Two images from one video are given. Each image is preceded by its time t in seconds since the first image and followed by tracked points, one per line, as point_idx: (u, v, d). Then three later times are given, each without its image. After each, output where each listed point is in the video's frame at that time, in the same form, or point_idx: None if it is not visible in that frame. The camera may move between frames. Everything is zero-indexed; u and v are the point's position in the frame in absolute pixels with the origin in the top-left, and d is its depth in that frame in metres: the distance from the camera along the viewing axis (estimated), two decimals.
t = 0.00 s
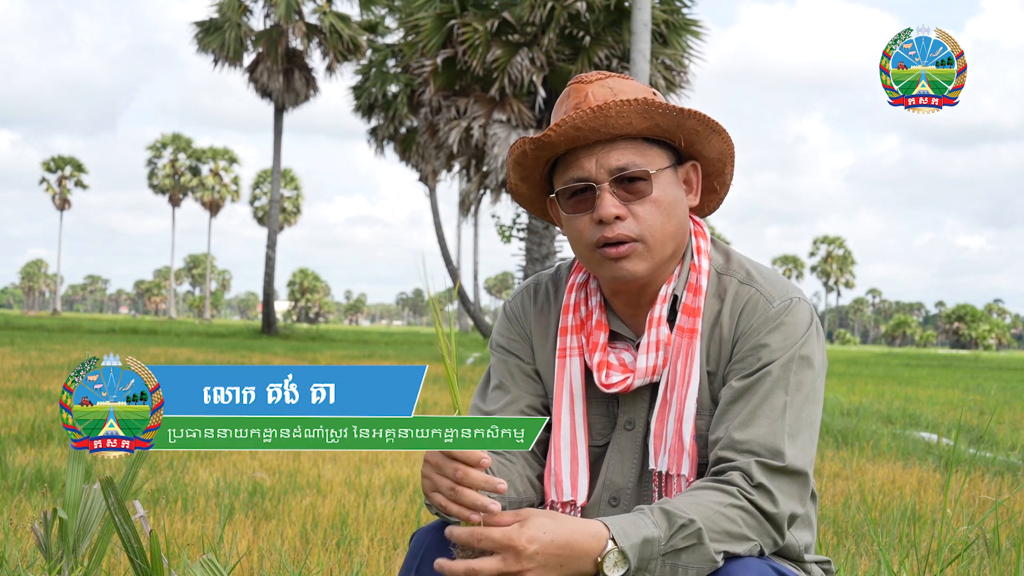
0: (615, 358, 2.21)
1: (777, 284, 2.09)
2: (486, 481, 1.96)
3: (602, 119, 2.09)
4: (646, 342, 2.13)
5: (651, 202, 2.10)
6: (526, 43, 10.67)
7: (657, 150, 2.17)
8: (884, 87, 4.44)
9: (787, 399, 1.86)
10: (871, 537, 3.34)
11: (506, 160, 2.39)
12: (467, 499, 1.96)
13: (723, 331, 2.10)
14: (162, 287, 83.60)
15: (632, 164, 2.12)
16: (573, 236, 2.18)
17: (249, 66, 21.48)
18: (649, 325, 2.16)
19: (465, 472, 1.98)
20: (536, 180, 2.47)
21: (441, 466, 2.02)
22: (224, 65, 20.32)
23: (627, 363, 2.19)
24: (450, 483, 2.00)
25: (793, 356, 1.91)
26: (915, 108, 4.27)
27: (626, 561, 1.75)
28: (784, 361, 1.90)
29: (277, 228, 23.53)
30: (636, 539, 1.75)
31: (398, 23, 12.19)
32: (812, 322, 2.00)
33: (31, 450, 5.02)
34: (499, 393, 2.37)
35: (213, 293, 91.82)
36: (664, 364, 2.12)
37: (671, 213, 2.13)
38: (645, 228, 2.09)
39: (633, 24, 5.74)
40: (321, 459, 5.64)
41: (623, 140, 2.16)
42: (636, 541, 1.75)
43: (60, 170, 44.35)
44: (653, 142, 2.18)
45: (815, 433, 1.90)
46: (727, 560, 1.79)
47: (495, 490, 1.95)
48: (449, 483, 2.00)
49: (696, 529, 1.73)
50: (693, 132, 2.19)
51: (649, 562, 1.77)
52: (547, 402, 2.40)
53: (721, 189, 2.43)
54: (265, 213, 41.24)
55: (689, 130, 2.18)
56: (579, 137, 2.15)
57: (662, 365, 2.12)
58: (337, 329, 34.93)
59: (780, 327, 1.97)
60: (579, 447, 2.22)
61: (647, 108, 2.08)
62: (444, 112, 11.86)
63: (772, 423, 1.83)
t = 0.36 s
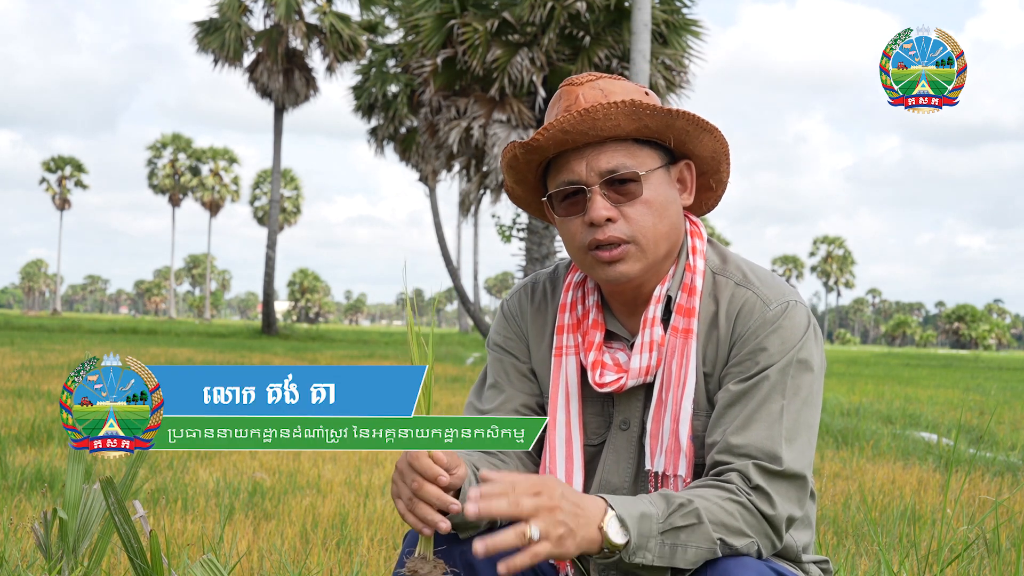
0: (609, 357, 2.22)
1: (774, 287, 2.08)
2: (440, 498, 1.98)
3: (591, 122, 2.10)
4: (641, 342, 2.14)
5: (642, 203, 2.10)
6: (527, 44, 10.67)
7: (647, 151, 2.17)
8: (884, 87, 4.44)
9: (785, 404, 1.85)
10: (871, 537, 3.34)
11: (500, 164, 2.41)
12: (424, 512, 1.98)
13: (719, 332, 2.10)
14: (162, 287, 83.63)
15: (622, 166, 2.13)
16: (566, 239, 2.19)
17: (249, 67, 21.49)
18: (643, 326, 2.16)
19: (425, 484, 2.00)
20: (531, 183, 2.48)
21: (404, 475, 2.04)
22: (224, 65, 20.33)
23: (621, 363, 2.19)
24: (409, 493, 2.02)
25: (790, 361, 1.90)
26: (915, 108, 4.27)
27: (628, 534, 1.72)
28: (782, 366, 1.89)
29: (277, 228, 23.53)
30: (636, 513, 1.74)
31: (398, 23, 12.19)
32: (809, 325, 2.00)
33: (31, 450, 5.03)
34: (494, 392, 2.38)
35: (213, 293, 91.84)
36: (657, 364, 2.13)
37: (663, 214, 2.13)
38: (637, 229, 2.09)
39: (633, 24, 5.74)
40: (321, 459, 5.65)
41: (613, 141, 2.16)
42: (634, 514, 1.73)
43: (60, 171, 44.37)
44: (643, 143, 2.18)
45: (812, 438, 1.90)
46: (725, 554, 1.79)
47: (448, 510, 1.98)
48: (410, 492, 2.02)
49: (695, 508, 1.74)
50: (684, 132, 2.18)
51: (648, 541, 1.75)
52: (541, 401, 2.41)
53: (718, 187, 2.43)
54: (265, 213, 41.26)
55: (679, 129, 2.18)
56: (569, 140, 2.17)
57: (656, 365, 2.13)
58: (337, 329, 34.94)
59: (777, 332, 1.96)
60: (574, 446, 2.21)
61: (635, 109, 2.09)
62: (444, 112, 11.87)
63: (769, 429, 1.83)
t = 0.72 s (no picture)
0: (605, 355, 2.22)
1: (773, 291, 2.08)
2: (447, 504, 1.97)
3: (571, 127, 2.10)
4: (637, 342, 2.13)
5: (629, 205, 2.09)
6: (526, 43, 10.67)
7: (633, 153, 2.15)
8: (884, 87, 4.44)
9: (789, 403, 1.86)
10: (871, 537, 3.34)
11: (493, 168, 2.44)
12: (433, 521, 1.99)
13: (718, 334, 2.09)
14: (162, 287, 83.63)
15: (607, 170, 2.12)
16: (558, 242, 2.20)
17: (249, 67, 21.49)
18: (639, 326, 2.15)
19: (430, 494, 1.99)
20: (526, 185, 2.50)
21: (408, 487, 2.03)
22: (224, 65, 20.33)
23: (617, 361, 2.19)
24: (415, 505, 2.02)
25: (791, 361, 1.91)
26: (915, 108, 4.28)
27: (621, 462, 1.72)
28: (784, 366, 1.90)
29: (277, 229, 23.52)
30: (634, 448, 1.75)
31: (397, 23, 12.19)
32: (809, 327, 2.00)
33: (31, 450, 5.03)
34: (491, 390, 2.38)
35: (213, 293, 91.84)
36: (654, 363, 2.13)
37: (651, 215, 2.12)
38: (624, 232, 2.09)
39: (633, 24, 5.74)
40: (321, 459, 5.65)
41: (598, 144, 2.15)
42: (629, 446, 1.75)
43: (60, 171, 44.41)
44: (629, 145, 2.17)
45: (816, 437, 1.90)
46: (715, 523, 1.78)
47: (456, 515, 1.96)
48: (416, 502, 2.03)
49: (695, 460, 1.75)
50: (669, 132, 2.15)
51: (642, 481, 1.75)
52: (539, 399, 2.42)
53: (714, 183, 2.40)
54: (266, 213, 41.26)
55: (664, 130, 2.15)
56: (552, 145, 2.18)
57: (653, 365, 2.13)
58: (337, 329, 34.94)
59: (778, 333, 1.97)
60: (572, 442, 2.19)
61: (616, 113, 2.07)
62: (444, 112, 11.87)
63: (771, 423, 1.83)
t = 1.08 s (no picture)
0: (594, 346, 2.21)
1: (756, 263, 2.11)
2: (453, 484, 2.01)
3: (526, 124, 2.15)
4: (624, 330, 2.14)
5: (591, 197, 2.10)
6: (526, 43, 10.66)
7: (593, 147, 2.16)
8: (884, 87, 4.44)
9: (790, 347, 1.86)
10: (871, 537, 3.34)
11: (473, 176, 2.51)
12: (444, 504, 2.02)
13: (708, 312, 2.10)
14: (162, 287, 83.61)
15: (567, 164, 2.14)
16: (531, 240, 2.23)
17: (249, 66, 21.48)
18: (625, 314, 2.16)
19: (434, 478, 2.02)
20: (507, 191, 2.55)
21: (410, 477, 2.04)
22: (224, 65, 20.32)
23: (606, 351, 2.19)
24: (421, 492, 2.03)
25: (783, 315, 1.93)
26: (915, 108, 4.28)
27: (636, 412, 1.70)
28: (777, 318, 1.92)
29: (277, 229, 23.51)
30: (647, 397, 1.72)
31: (397, 23, 12.19)
32: (796, 292, 2.03)
33: (31, 450, 5.02)
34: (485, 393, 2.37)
35: (212, 293, 91.83)
36: (642, 349, 2.13)
37: (616, 205, 2.12)
38: (588, 224, 2.10)
39: (633, 24, 5.74)
40: (321, 459, 5.65)
41: (557, 140, 2.18)
42: (645, 398, 1.72)
43: (60, 171, 44.44)
44: (588, 139, 2.18)
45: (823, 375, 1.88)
46: (747, 458, 1.68)
47: (463, 492, 2.02)
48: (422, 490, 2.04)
49: (709, 393, 1.71)
50: (624, 123, 2.15)
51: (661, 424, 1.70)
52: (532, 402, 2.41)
53: (690, 173, 2.37)
54: (265, 213, 41.27)
55: (618, 121, 2.14)
56: (513, 145, 2.23)
57: (641, 351, 2.13)
58: (337, 329, 34.94)
59: (767, 294, 1.99)
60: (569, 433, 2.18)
61: (568, 106, 2.10)
62: (444, 113, 11.87)
63: (771, 363, 1.83)
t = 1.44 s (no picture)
0: (586, 343, 2.21)
1: (743, 256, 2.11)
2: (446, 481, 2.00)
3: (507, 125, 2.16)
4: (615, 325, 2.13)
5: (575, 193, 2.11)
6: (526, 43, 10.66)
7: (575, 144, 2.17)
8: (884, 87, 4.44)
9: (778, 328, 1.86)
10: (871, 537, 3.34)
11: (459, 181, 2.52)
12: (435, 501, 2.02)
13: (699, 306, 2.10)
14: (162, 287, 83.60)
15: (551, 163, 2.15)
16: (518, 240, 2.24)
17: (249, 66, 21.48)
18: (616, 310, 2.16)
19: (425, 474, 2.02)
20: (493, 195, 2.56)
21: (403, 474, 2.04)
22: (224, 65, 20.32)
23: (598, 348, 2.19)
24: (414, 489, 2.04)
25: (773, 301, 1.92)
26: (915, 108, 4.27)
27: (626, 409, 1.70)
28: (764, 303, 1.92)
29: (277, 229, 23.51)
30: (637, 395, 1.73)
31: (397, 23, 12.19)
32: (783, 279, 2.03)
33: (31, 450, 5.03)
34: (479, 395, 2.35)
35: (212, 293, 91.80)
36: (634, 345, 2.12)
37: (601, 201, 2.13)
38: (574, 220, 2.10)
39: (633, 24, 5.73)
40: (321, 459, 5.65)
41: (539, 139, 2.19)
42: (634, 393, 1.74)
43: (60, 170, 44.47)
44: (571, 136, 2.18)
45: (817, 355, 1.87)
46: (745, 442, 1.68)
47: (456, 488, 2.00)
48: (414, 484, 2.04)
49: (698, 380, 1.71)
50: (604, 119, 2.16)
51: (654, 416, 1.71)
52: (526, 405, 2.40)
53: (674, 169, 2.37)
54: (266, 213, 41.27)
55: (598, 117, 2.15)
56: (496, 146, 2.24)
57: (632, 347, 2.12)
58: (337, 330, 34.94)
59: (756, 282, 1.99)
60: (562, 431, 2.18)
61: (547, 104, 2.11)
62: (444, 112, 11.86)
63: (762, 344, 1.83)
